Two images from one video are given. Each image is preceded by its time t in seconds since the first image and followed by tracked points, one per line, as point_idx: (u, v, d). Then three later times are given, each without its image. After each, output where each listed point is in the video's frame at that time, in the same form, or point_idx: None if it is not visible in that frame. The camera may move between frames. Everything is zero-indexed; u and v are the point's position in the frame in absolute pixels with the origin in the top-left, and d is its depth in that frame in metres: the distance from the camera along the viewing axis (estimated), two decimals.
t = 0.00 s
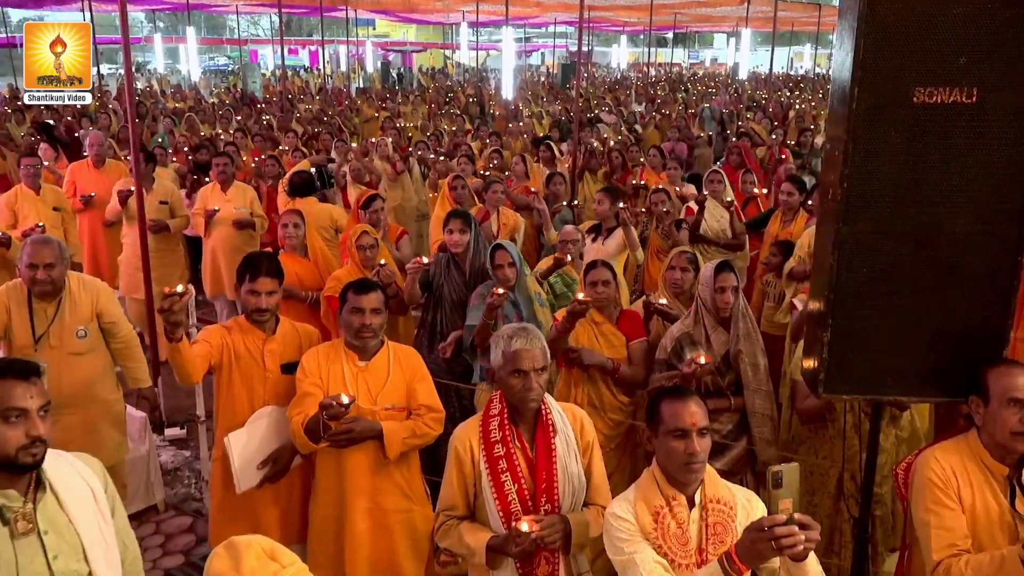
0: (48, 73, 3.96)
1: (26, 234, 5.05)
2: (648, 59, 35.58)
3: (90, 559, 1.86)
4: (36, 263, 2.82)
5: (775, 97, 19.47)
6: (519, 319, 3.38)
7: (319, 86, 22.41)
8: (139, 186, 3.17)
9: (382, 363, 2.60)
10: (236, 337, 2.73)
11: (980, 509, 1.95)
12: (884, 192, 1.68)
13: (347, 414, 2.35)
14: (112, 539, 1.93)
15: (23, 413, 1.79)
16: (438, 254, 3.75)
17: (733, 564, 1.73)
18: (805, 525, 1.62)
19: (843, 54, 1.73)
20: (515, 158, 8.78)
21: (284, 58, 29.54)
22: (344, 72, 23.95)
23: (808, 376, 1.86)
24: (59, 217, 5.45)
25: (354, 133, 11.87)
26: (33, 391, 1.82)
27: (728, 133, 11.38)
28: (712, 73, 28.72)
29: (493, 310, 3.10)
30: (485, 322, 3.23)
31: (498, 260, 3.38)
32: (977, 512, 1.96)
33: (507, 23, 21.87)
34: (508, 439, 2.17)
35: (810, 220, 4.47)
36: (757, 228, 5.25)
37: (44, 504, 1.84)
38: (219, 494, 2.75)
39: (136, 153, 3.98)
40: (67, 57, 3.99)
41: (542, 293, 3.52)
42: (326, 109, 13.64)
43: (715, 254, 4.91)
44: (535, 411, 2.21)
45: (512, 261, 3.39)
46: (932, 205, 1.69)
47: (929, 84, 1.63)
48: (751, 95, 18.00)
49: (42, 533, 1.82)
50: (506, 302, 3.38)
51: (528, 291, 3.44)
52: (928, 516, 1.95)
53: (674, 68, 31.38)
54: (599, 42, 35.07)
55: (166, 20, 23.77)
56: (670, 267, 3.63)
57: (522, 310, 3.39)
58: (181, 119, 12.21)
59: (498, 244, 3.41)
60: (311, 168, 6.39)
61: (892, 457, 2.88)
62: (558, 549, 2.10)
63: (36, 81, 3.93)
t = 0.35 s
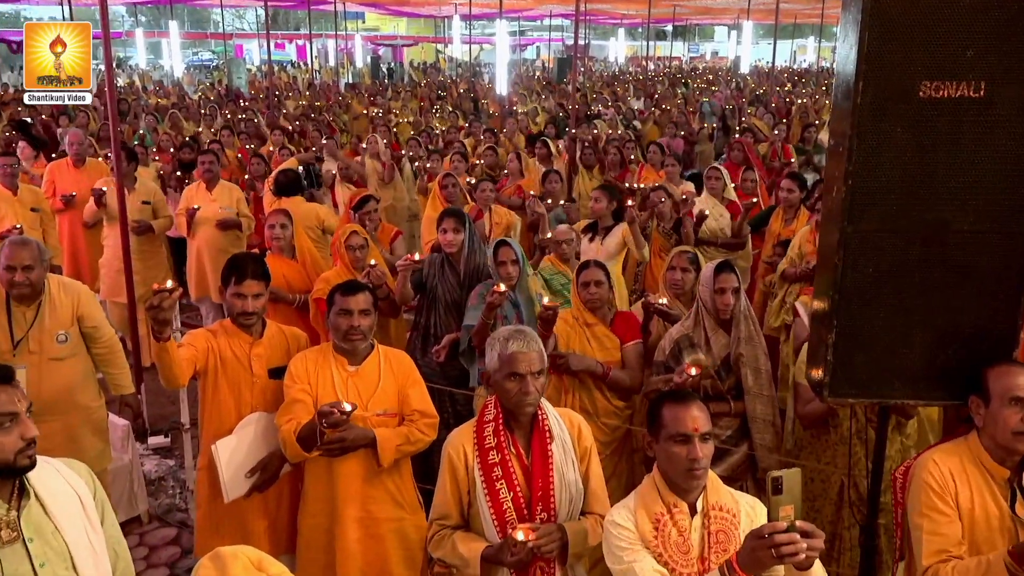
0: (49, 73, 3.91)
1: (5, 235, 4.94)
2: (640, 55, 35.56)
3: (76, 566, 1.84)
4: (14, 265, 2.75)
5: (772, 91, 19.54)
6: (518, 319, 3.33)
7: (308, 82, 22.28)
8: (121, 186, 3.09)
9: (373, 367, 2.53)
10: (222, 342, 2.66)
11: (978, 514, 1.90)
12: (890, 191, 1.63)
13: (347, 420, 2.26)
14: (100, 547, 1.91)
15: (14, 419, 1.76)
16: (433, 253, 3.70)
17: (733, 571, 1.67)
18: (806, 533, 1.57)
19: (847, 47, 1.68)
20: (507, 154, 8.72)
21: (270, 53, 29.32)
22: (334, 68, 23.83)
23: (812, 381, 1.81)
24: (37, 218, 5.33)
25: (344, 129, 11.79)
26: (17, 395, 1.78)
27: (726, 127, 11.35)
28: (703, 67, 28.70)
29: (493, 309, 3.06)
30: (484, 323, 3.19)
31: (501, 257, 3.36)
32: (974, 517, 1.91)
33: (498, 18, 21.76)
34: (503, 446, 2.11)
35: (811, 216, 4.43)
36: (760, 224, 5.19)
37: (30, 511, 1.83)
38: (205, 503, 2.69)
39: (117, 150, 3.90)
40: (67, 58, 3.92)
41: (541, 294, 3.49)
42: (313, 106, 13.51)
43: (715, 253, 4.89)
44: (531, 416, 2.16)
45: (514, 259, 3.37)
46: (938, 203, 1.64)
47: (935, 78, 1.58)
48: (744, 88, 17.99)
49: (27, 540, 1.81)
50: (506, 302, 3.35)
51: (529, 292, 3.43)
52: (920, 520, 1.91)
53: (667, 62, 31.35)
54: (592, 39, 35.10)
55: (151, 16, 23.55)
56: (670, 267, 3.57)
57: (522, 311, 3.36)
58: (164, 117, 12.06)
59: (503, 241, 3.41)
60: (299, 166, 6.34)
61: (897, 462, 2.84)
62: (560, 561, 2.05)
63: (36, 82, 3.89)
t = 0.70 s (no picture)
0: (49, 73, 3.46)
1: None
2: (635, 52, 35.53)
3: (103, 556, 1.82)
4: None
5: (768, 88, 19.52)
6: (517, 320, 3.37)
7: (301, 78, 22.15)
8: (106, 185, 3.03)
9: (366, 369, 2.49)
10: (211, 343, 2.61)
11: (988, 524, 1.87)
12: (894, 191, 1.59)
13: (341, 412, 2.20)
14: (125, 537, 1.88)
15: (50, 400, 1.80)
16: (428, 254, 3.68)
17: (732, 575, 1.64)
18: (806, 536, 1.54)
19: (850, 43, 1.64)
20: (501, 152, 8.66)
21: (261, 48, 29.10)
22: (326, 65, 23.69)
23: (814, 386, 1.77)
24: (21, 217, 5.25)
25: (337, 126, 11.71)
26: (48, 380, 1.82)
27: (722, 124, 11.32)
28: (700, 63, 28.64)
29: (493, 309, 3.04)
30: (482, 323, 3.17)
31: (505, 254, 3.42)
32: (984, 526, 1.88)
33: (493, 14, 21.67)
34: (499, 451, 2.07)
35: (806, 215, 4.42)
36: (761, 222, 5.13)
37: (55, 501, 1.81)
38: (195, 508, 2.65)
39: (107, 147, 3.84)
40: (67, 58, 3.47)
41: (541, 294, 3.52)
42: (304, 102, 13.40)
43: (713, 252, 4.89)
44: (528, 420, 2.12)
45: (517, 257, 3.44)
46: (944, 204, 1.60)
47: (939, 75, 1.55)
48: (740, 85, 17.97)
49: (54, 529, 1.79)
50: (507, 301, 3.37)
51: (529, 292, 3.47)
52: (930, 531, 1.87)
53: (664, 57, 31.30)
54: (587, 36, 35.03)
55: (142, 11, 23.34)
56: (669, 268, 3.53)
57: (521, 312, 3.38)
58: (151, 114, 11.93)
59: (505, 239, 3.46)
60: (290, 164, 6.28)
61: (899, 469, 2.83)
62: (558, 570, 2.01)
63: (36, 83, 3.47)
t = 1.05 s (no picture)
0: (49, 73, 3.46)
1: None
2: (639, 49, 35.50)
3: (125, 547, 1.82)
4: None
5: (773, 87, 19.45)
6: (521, 319, 3.38)
7: (303, 75, 22.10)
8: (107, 182, 3.03)
9: (367, 367, 2.49)
10: (213, 341, 2.61)
11: (996, 523, 1.87)
12: (898, 190, 1.58)
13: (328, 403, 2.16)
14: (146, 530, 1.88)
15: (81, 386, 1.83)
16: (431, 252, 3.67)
17: None
18: (809, 538, 1.53)
19: (854, 42, 1.63)
20: (503, 150, 8.66)
21: (263, 45, 29.12)
22: (329, 62, 23.65)
23: (817, 386, 1.77)
24: (23, 213, 5.25)
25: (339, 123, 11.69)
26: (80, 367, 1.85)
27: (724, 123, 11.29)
28: (702, 60, 28.65)
29: (497, 308, 3.03)
30: (486, 322, 3.17)
31: (510, 252, 3.43)
32: (992, 525, 1.88)
33: (495, 11, 21.61)
34: (502, 452, 2.07)
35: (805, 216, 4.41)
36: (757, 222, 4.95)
37: (81, 490, 1.82)
38: (195, 505, 2.65)
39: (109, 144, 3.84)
40: (67, 58, 3.46)
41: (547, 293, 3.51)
42: (306, 100, 13.41)
43: (716, 251, 4.91)
44: (530, 420, 2.12)
45: (522, 254, 3.44)
46: (949, 204, 1.59)
47: (944, 75, 1.54)
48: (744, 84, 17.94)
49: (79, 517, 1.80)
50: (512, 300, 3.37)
51: (534, 291, 3.47)
52: (937, 529, 1.87)
53: (668, 55, 31.28)
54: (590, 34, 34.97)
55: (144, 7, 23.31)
56: (669, 267, 3.54)
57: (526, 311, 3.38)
58: (153, 111, 11.95)
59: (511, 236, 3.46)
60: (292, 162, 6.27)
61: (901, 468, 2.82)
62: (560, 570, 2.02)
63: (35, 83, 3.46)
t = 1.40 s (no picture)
0: (49, 73, 3.46)
1: None
2: (639, 48, 35.47)
3: (130, 544, 1.82)
4: None
5: (774, 85, 19.47)
6: (523, 316, 3.36)
7: (302, 72, 22.04)
8: (107, 180, 3.03)
9: (367, 365, 2.49)
10: (213, 337, 2.61)
11: (1000, 523, 1.87)
12: (898, 189, 1.59)
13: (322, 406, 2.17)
14: (152, 528, 1.88)
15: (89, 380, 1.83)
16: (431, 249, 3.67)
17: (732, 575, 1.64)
18: (808, 538, 1.53)
19: (855, 40, 1.63)
20: (504, 148, 8.66)
21: (263, 42, 29.13)
22: (328, 59, 23.61)
23: (817, 384, 1.77)
24: (23, 211, 5.23)
25: (339, 121, 11.69)
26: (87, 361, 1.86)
27: (726, 123, 11.31)
28: (703, 58, 28.62)
29: (499, 306, 3.07)
30: (489, 320, 3.19)
31: (512, 250, 3.43)
32: (997, 526, 1.87)
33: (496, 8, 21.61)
34: (506, 450, 2.07)
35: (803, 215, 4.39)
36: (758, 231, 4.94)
37: (90, 485, 1.82)
38: (195, 502, 2.65)
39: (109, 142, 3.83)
40: (67, 58, 3.47)
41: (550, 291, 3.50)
42: (306, 97, 13.41)
43: (717, 251, 4.92)
44: (534, 418, 2.14)
45: (525, 252, 3.45)
46: (948, 203, 1.59)
47: (945, 73, 1.54)
48: (745, 82, 17.95)
49: (86, 513, 1.80)
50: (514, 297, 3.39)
51: (537, 288, 3.47)
52: (942, 530, 1.87)
53: (669, 53, 31.25)
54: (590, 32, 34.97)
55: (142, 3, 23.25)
56: (665, 263, 3.60)
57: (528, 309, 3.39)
58: (154, 108, 11.96)
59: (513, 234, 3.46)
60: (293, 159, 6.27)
61: (903, 468, 2.81)
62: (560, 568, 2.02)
63: (36, 82, 3.45)
